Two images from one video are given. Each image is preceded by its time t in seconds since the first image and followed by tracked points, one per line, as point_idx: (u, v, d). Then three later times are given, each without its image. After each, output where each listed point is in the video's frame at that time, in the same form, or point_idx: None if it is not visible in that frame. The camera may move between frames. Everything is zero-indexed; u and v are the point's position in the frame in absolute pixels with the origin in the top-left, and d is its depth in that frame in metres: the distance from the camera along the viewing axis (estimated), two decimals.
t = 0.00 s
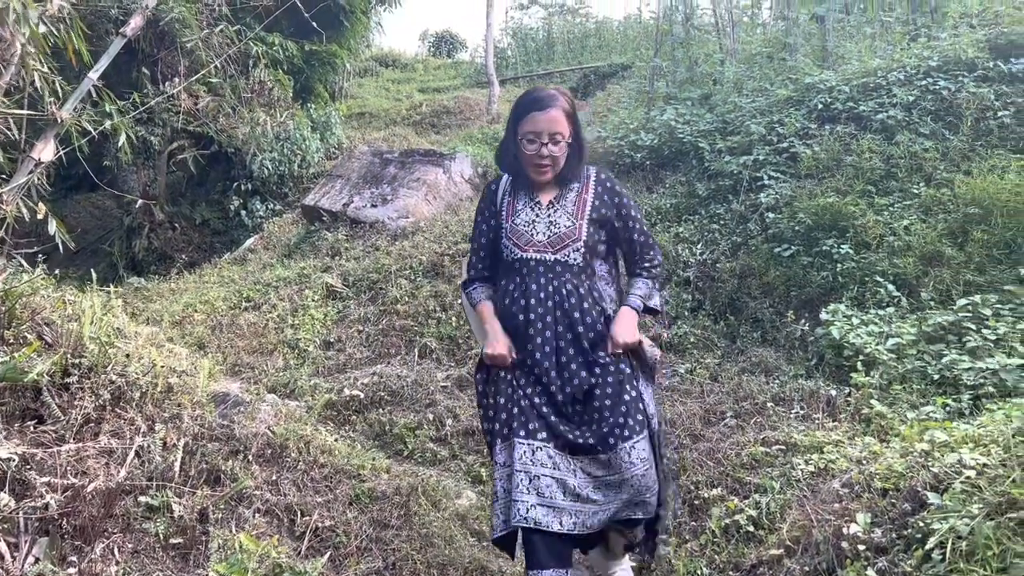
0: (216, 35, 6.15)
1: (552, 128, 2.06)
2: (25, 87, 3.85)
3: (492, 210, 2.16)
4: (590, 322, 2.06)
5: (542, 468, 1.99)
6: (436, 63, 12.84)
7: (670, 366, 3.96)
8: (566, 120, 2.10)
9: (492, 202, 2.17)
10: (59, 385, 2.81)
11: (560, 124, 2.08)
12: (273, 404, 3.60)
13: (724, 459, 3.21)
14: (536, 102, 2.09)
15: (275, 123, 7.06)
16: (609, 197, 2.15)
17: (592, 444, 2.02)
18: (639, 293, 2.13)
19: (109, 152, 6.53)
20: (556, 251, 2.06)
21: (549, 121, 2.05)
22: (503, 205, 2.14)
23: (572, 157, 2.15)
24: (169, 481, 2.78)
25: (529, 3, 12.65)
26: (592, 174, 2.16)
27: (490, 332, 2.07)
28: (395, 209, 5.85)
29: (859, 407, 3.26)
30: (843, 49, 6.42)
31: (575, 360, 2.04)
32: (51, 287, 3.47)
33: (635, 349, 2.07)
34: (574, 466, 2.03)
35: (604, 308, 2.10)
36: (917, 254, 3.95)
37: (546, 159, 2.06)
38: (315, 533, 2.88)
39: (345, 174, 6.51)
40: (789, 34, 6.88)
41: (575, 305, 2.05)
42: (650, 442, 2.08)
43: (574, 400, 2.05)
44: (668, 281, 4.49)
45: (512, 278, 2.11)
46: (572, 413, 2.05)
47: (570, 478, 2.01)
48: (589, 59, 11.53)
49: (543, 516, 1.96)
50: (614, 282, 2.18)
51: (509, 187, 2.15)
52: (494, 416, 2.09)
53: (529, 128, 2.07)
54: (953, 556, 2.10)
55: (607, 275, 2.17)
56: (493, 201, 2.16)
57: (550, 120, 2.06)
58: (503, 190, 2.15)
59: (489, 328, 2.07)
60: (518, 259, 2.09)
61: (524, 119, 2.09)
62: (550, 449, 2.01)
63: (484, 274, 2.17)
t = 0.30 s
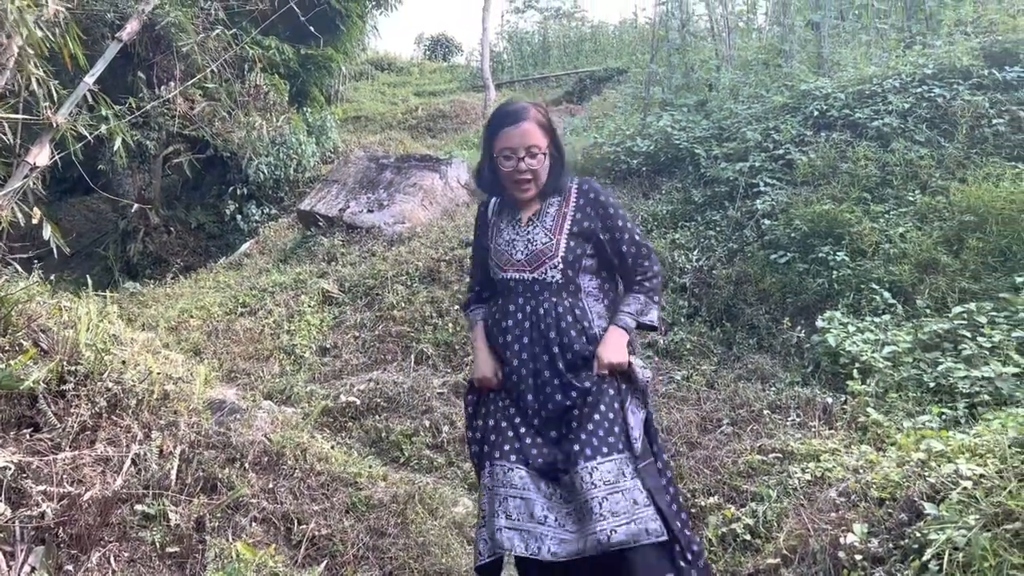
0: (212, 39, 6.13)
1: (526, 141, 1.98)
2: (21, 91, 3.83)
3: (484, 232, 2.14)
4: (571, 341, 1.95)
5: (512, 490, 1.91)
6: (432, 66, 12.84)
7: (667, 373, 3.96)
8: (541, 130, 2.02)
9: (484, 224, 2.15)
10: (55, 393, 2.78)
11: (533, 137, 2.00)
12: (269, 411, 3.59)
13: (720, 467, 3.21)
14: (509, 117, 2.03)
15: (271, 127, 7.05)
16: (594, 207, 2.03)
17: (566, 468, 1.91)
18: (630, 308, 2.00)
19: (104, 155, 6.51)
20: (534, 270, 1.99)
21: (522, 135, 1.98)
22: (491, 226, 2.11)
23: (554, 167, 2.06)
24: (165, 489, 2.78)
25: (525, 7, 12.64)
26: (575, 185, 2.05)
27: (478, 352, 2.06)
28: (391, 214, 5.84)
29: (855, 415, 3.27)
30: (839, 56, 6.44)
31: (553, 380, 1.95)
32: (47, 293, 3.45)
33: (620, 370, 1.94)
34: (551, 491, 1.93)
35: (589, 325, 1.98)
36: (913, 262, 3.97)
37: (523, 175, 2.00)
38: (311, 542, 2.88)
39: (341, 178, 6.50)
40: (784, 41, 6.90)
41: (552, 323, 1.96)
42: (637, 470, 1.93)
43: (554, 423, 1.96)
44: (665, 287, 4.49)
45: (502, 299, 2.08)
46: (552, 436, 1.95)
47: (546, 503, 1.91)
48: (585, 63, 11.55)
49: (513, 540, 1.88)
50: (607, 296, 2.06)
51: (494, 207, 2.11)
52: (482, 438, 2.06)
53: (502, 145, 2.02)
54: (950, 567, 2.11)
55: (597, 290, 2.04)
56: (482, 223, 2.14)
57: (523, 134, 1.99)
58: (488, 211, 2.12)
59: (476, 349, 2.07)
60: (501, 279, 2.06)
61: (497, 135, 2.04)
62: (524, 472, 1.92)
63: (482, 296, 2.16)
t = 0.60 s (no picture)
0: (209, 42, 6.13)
1: (508, 169, 1.83)
2: (17, 93, 3.81)
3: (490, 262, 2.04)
4: (559, 377, 1.81)
5: (495, 526, 1.87)
6: (429, 69, 12.85)
7: (663, 377, 3.96)
8: (524, 153, 1.86)
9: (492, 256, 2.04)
10: (50, 396, 2.78)
11: (513, 164, 1.84)
12: (265, 415, 3.58)
13: (717, 471, 3.20)
14: (489, 144, 1.88)
15: (268, 130, 7.04)
16: (580, 226, 1.83)
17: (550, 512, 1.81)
18: (622, 336, 1.77)
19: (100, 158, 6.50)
20: (520, 301, 1.86)
21: (503, 164, 1.83)
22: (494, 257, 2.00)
23: (546, 188, 1.90)
24: (161, 493, 2.76)
25: (522, 10, 12.65)
26: (559, 204, 1.87)
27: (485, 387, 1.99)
28: (388, 217, 5.84)
29: (851, 418, 3.27)
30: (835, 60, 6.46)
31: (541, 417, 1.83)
32: (42, 296, 3.43)
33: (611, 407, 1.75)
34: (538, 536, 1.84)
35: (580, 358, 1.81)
36: (908, 266, 3.98)
37: (511, 203, 1.85)
38: (308, 546, 2.87)
39: (338, 182, 6.50)
40: (781, 45, 6.91)
41: (537, 357, 1.82)
42: (624, 521, 1.79)
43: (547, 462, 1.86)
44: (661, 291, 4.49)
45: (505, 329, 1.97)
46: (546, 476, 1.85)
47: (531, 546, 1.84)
48: (581, 66, 11.57)
49: None
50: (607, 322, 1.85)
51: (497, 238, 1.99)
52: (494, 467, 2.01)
53: (485, 176, 1.88)
54: (947, 571, 2.12)
55: (592, 316, 1.85)
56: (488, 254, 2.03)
57: (504, 160, 1.84)
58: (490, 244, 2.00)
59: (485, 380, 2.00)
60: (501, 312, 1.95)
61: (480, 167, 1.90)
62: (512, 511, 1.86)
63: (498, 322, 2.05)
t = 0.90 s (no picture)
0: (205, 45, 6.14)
1: (520, 183, 1.62)
2: (12, 95, 3.80)
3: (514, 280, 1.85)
4: (588, 409, 1.64)
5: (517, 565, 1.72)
6: (426, 72, 12.85)
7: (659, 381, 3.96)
8: (538, 162, 1.64)
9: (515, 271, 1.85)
10: (44, 401, 2.77)
11: (530, 176, 1.63)
12: (260, 419, 3.58)
13: (712, 476, 3.20)
14: (497, 155, 1.67)
15: (264, 134, 7.07)
16: (608, 243, 1.62)
17: (575, 554, 1.66)
18: (651, 368, 1.58)
19: (96, 161, 6.49)
20: (547, 327, 1.68)
21: (514, 178, 1.62)
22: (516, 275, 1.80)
23: (566, 198, 1.69)
24: (155, 498, 2.75)
25: (519, 14, 12.67)
26: (585, 219, 1.67)
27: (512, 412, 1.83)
28: (384, 221, 5.84)
29: (846, 423, 3.27)
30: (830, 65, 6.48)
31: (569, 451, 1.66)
32: (36, 299, 3.43)
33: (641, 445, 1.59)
34: None
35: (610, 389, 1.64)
36: (903, 270, 3.99)
37: (528, 220, 1.65)
38: (302, 551, 2.87)
39: (334, 185, 6.49)
40: (776, 49, 6.93)
41: (566, 387, 1.65)
42: (653, 568, 1.61)
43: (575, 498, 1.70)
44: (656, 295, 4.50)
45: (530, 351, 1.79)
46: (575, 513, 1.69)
47: None
48: (578, 70, 11.58)
49: None
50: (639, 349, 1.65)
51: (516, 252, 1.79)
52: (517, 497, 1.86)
53: (498, 191, 1.67)
54: None
55: (623, 341, 1.66)
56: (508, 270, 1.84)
57: (516, 173, 1.63)
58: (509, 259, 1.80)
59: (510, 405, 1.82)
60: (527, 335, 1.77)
61: (492, 180, 1.69)
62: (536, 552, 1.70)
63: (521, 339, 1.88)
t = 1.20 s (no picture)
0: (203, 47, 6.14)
1: (544, 167, 1.57)
2: (9, 98, 3.80)
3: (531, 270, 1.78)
4: (615, 404, 1.57)
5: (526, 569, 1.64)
6: (423, 74, 12.85)
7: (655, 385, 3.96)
8: (563, 147, 1.60)
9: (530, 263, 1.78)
10: (39, 405, 2.77)
11: (555, 160, 1.58)
12: (256, 423, 3.58)
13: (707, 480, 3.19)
14: (522, 138, 1.62)
15: (261, 136, 7.13)
16: (641, 232, 1.57)
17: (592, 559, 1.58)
18: (684, 366, 1.55)
19: (93, 163, 6.49)
20: (571, 315, 1.60)
21: (537, 161, 1.57)
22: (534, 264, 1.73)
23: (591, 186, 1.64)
24: (150, 503, 2.75)
25: (517, 16, 12.68)
26: (615, 207, 1.62)
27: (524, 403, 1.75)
28: (381, 224, 5.84)
29: (841, 428, 3.27)
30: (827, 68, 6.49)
31: (592, 445, 1.59)
32: (33, 303, 3.42)
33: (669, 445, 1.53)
34: None
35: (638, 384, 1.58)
36: (899, 274, 3.99)
37: (550, 206, 1.59)
38: (297, 556, 2.84)
39: (331, 188, 6.49)
40: (773, 53, 6.94)
41: (593, 379, 1.57)
42: None
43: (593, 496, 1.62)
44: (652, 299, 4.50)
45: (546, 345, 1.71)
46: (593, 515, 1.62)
47: None
48: (576, 72, 11.58)
49: None
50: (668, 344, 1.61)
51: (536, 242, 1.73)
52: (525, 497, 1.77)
53: (521, 175, 1.62)
54: None
55: (651, 335, 1.61)
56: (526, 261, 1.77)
57: (540, 156, 1.58)
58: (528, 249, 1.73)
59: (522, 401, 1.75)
60: (543, 324, 1.69)
61: (515, 165, 1.64)
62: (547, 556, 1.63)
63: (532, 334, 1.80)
